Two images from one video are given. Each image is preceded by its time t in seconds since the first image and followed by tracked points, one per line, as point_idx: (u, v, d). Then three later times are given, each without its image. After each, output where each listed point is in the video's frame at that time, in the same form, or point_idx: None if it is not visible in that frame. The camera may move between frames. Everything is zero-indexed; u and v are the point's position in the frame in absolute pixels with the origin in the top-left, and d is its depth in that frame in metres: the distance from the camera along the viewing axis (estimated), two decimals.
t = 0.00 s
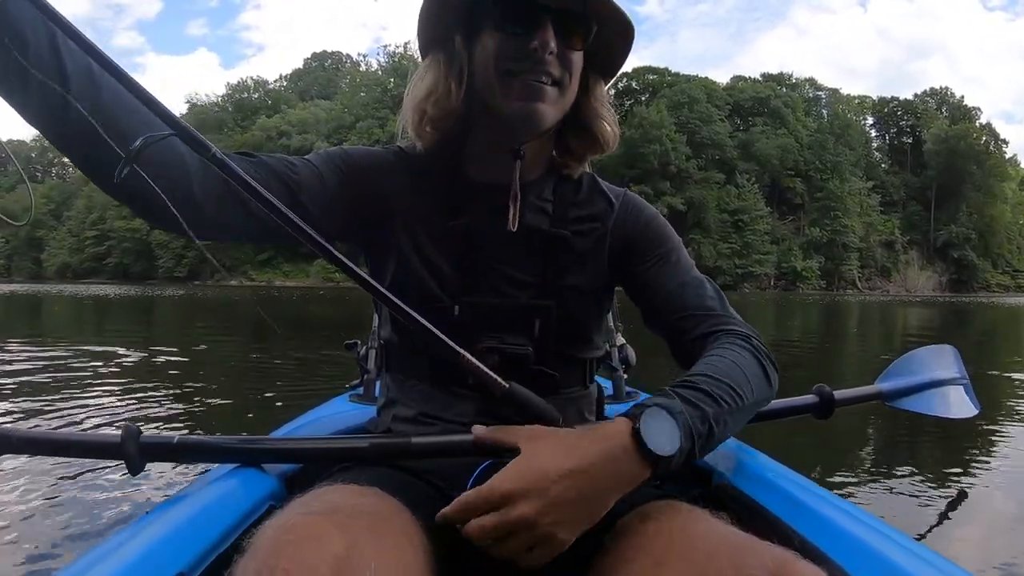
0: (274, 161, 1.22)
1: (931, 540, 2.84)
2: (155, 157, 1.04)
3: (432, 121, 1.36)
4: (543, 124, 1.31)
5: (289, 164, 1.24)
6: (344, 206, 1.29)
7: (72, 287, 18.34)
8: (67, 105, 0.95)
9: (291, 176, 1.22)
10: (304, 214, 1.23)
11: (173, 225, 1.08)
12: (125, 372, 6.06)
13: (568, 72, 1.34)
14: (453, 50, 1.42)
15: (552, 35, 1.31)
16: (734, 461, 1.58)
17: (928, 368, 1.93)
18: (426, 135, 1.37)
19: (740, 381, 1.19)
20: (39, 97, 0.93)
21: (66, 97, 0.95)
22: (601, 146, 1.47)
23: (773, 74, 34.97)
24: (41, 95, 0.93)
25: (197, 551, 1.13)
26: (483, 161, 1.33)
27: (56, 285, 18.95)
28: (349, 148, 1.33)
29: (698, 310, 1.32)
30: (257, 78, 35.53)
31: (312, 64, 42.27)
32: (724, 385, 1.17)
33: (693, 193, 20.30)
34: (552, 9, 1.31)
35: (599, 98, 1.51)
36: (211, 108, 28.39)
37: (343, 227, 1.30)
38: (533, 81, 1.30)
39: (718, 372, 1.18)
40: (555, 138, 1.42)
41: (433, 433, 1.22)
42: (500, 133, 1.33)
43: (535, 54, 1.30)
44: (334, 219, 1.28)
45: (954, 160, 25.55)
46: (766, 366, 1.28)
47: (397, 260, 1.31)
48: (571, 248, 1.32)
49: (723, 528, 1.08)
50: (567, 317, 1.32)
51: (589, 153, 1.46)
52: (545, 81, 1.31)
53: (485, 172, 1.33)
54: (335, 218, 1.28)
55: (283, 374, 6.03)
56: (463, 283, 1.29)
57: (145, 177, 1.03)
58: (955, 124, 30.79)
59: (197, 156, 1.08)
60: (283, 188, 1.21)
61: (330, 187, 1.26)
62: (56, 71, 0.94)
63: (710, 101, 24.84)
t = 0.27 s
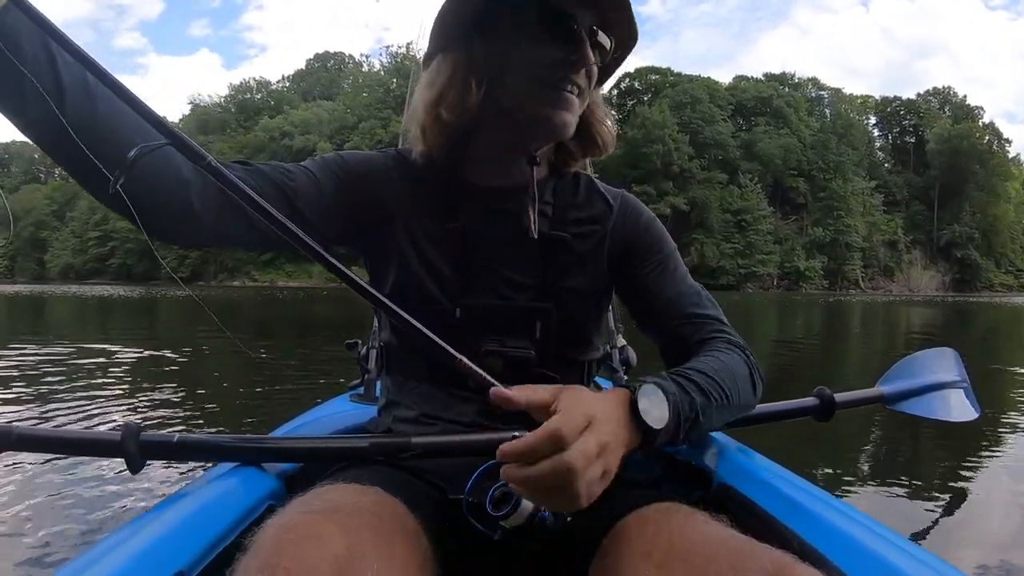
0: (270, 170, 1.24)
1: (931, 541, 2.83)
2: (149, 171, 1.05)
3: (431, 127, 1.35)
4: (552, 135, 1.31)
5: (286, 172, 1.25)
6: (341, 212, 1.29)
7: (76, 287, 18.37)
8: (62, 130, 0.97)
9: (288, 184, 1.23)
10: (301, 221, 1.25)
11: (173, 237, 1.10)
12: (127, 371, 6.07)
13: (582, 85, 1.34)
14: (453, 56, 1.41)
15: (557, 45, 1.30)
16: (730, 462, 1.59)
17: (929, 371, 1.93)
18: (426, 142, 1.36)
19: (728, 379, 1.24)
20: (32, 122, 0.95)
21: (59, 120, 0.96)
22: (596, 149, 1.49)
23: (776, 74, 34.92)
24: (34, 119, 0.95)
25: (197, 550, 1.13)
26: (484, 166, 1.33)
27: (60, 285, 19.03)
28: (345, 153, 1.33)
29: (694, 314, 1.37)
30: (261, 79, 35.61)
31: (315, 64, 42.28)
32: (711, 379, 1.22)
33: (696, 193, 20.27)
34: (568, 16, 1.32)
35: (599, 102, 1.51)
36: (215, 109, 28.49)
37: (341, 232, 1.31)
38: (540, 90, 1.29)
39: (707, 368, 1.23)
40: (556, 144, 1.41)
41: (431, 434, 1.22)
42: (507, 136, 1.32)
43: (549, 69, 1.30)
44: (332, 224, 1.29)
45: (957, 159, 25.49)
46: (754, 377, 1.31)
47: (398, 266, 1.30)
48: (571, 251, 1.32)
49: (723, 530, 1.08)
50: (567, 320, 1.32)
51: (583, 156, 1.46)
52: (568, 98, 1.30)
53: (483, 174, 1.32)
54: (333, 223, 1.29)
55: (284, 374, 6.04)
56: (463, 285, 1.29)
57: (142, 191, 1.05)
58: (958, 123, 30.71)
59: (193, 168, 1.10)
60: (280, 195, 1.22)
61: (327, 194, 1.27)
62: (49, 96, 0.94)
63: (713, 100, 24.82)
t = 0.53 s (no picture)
0: (267, 182, 1.21)
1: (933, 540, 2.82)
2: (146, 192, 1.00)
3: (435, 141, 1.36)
4: (567, 155, 1.31)
5: (283, 183, 1.22)
6: (341, 223, 1.27)
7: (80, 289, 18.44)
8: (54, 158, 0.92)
9: (286, 196, 1.20)
10: (300, 233, 1.22)
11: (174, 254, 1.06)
12: (130, 372, 6.09)
13: (595, 103, 1.33)
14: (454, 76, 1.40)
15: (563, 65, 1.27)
16: (728, 459, 1.60)
17: (931, 369, 1.93)
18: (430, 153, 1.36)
19: (716, 360, 1.29)
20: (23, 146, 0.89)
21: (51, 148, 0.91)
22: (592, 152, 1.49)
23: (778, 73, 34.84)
24: (25, 140, 0.89)
25: (198, 552, 1.13)
26: (488, 175, 1.32)
27: (64, 287, 19.11)
28: (343, 160, 1.31)
29: (684, 306, 1.39)
30: (263, 81, 35.70)
31: (317, 65, 42.36)
32: (699, 362, 1.27)
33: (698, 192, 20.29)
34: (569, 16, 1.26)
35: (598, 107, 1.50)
36: (218, 111, 28.59)
37: (341, 242, 1.28)
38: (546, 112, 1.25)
39: (696, 351, 1.28)
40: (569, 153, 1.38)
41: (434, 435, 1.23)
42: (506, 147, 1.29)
43: (561, 96, 1.26)
44: (333, 234, 1.26)
45: (959, 158, 25.43)
46: (743, 362, 1.36)
47: (403, 276, 1.28)
48: (573, 253, 1.32)
49: (727, 528, 1.07)
50: (570, 320, 1.33)
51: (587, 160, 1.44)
52: (589, 125, 1.32)
53: (482, 181, 1.31)
54: (333, 233, 1.26)
55: (288, 375, 6.05)
56: (467, 288, 1.28)
57: (140, 212, 1.00)
58: (960, 121, 30.64)
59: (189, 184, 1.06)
60: (279, 208, 1.19)
61: (326, 205, 1.24)
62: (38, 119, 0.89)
63: (715, 100, 24.79)
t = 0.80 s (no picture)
0: (269, 184, 1.17)
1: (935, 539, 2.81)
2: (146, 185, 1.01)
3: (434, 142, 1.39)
4: (562, 157, 1.34)
5: (285, 186, 1.19)
6: (343, 227, 1.26)
7: (83, 289, 18.46)
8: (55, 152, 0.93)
9: (286, 198, 1.17)
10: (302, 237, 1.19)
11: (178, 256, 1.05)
12: (133, 372, 6.10)
13: (592, 106, 1.37)
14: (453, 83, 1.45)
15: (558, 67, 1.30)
16: (729, 458, 1.61)
17: (933, 366, 1.93)
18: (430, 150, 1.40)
19: (711, 364, 1.30)
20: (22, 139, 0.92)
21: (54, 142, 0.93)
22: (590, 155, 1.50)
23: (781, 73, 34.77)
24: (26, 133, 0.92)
25: (200, 554, 1.13)
26: (490, 178, 1.33)
27: (67, 286, 19.15)
28: (343, 164, 1.31)
29: (679, 310, 1.40)
30: (266, 81, 35.73)
31: (319, 65, 42.35)
32: (695, 367, 1.28)
33: (700, 193, 20.26)
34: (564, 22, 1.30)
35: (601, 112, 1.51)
36: (220, 112, 28.63)
37: (344, 243, 1.27)
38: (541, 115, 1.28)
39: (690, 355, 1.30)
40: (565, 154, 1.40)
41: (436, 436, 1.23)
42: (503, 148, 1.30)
43: (549, 99, 1.29)
44: (334, 236, 1.25)
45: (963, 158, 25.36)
46: (737, 366, 1.38)
47: (405, 280, 1.28)
48: (572, 255, 1.33)
49: (731, 527, 1.08)
50: (571, 321, 1.33)
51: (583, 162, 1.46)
52: (587, 127, 1.36)
53: (479, 182, 1.32)
54: (335, 235, 1.25)
55: (290, 374, 6.05)
56: (467, 289, 1.29)
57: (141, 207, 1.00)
58: (963, 121, 30.56)
59: (189, 182, 1.05)
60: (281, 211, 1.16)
61: (327, 210, 1.23)
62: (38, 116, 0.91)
63: (717, 100, 24.76)
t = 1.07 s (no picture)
0: (266, 198, 1.16)
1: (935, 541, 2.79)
2: (147, 215, 0.95)
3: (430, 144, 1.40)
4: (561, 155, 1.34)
5: (282, 200, 1.17)
6: (342, 236, 1.25)
7: (85, 288, 18.47)
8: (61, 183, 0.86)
9: (284, 210, 1.15)
10: (301, 249, 1.18)
11: (182, 283, 1.02)
12: (134, 371, 6.09)
13: (590, 103, 1.36)
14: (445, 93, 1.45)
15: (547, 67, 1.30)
16: (730, 456, 1.60)
17: (932, 365, 1.93)
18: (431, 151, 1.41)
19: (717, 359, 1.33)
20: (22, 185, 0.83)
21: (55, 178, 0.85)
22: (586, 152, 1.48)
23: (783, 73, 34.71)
24: (16, 171, 0.82)
25: (201, 554, 1.13)
26: (488, 177, 1.32)
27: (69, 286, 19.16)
28: (340, 170, 1.30)
29: (680, 311, 1.40)
30: (268, 80, 35.76)
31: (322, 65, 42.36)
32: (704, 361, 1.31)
33: (703, 193, 20.22)
34: (557, 18, 1.29)
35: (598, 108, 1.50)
36: (223, 112, 28.71)
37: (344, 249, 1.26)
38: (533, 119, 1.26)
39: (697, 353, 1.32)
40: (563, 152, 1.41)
41: (436, 434, 1.23)
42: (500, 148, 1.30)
43: (545, 96, 1.28)
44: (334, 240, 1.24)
45: (966, 159, 25.28)
46: (737, 365, 1.39)
47: (403, 283, 1.29)
48: (571, 254, 1.32)
49: (732, 527, 1.07)
50: (569, 320, 1.33)
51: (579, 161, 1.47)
52: (586, 125, 1.36)
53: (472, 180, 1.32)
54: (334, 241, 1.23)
55: (291, 374, 6.05)
56: (469, 288, 1.29)
57: (147, 240, 0.95)
58: (966, 122, 30.47)
59: (182, 204, 1.00)
60: (280, 225, 1.14)
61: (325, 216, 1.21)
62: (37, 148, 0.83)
63: (720, 100, 24.72)
